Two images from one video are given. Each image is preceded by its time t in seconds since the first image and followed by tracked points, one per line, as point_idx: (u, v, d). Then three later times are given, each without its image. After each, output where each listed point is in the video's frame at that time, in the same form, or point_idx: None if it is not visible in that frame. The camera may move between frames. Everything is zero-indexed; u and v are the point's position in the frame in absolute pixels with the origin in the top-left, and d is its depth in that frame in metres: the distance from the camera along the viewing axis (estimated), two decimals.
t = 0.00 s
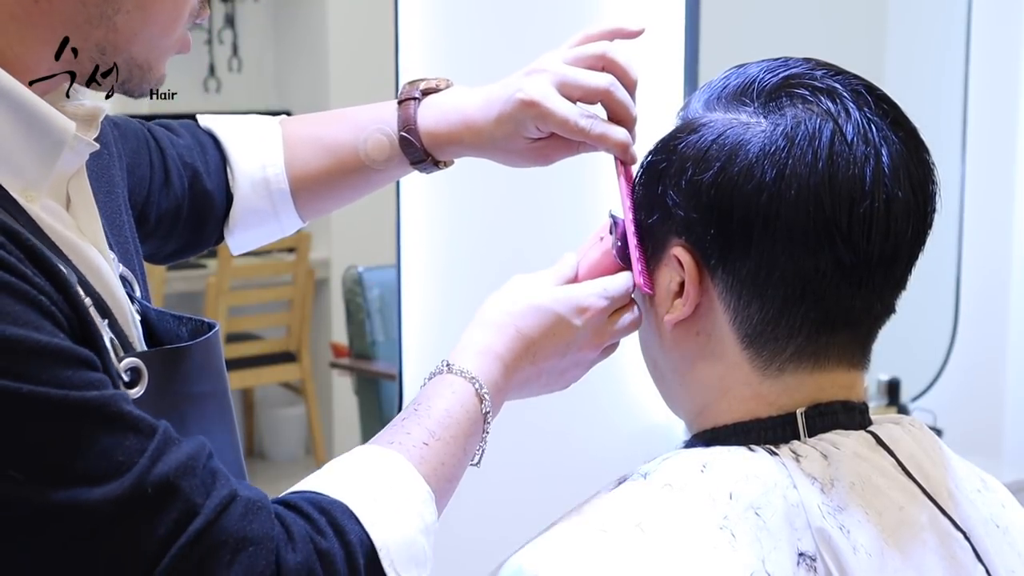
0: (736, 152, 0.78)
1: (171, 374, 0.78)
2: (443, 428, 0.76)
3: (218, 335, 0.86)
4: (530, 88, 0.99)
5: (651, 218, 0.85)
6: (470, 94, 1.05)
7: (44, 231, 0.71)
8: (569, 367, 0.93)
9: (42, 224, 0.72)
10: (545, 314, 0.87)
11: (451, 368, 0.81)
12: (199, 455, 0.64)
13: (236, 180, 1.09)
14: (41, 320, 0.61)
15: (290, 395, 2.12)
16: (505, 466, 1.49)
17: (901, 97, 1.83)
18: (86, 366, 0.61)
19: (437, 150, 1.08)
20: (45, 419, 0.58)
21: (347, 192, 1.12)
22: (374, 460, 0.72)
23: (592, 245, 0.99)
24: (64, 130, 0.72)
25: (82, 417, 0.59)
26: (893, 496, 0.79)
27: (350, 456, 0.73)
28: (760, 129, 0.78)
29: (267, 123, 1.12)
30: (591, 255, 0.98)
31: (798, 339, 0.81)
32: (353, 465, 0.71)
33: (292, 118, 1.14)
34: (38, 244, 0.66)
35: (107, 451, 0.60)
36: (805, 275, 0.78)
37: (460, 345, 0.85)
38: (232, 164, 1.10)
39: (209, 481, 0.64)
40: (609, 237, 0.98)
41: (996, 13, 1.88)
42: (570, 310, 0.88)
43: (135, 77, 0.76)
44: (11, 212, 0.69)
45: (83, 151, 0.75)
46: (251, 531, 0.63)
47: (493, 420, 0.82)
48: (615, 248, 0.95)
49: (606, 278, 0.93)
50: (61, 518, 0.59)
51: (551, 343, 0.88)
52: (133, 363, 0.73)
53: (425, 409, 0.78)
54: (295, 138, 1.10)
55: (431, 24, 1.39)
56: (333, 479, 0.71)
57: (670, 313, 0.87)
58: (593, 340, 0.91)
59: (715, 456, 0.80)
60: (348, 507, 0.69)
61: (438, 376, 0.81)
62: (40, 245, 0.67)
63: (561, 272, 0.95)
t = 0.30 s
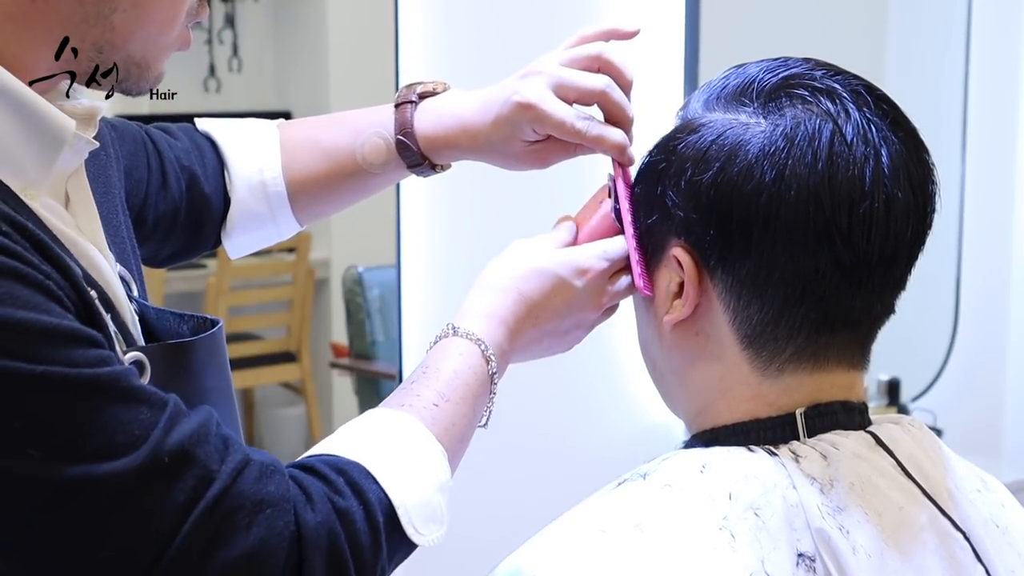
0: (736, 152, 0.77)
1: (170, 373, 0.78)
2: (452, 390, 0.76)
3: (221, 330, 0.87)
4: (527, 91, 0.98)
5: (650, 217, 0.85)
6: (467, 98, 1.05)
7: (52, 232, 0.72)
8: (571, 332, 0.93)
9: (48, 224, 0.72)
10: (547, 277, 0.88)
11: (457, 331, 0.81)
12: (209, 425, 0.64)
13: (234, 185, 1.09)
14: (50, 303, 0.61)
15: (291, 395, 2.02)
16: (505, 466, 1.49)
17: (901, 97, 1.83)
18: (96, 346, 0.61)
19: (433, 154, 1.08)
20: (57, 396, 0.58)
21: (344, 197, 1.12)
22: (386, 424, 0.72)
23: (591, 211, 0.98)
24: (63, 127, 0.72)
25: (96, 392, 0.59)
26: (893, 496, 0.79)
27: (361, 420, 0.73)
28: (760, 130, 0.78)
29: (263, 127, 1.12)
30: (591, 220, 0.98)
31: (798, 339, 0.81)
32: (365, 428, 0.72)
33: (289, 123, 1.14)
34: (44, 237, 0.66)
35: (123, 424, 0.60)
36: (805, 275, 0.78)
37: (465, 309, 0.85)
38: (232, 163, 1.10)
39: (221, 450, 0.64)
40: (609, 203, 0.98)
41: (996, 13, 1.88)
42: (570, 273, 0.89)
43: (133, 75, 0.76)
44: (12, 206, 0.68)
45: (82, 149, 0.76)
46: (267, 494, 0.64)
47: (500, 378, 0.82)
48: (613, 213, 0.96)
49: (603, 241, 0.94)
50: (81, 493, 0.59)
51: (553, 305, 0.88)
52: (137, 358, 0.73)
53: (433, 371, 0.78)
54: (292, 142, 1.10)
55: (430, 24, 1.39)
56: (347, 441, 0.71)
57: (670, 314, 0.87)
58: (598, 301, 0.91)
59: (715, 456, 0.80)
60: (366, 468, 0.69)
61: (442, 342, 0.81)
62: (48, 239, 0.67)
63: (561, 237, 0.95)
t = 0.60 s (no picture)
0: (735, 152, 0.77)
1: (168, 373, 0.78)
2: (441, 417, 0.74)
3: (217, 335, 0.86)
4: (498, 35, 0.99)
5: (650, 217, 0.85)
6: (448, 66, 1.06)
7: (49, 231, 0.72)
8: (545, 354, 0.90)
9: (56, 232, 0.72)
10: (517, 309, 0.85)
11: (443, 359, 0.78)
12: (206, 444, 0.63)
13: (234, 194, 1.09)
14: (48, 310, 0.61)
15: (290, 396, 2.06)
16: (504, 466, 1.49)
17: (901, 96, 1.83)
18: (94, 357, 0.61)
19: (422, 128, 1.08)
20: (53, 406, 0.58)
21: (338, 189, 1.12)
22: (376, 449, 0.70)
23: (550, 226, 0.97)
24: (65, 127, 0.72)
25: (90, 406, 0.59)
26: (893, 495, 0.79)
27: (348, 448, 0.71)
28: (760, 129, 0.78)
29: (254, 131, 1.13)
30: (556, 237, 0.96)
31: (798, 339, 0.81)
32: (354, 456, 0.70)
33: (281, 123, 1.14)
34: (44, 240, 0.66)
35: (116, 439, 0.59)
36: (804, 275, 0.78)
37: (450, 337, 0.82)
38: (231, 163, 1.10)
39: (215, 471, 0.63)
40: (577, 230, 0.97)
41: (997, 13, 1.88)
42: (541, 303, 0.86)
43: (133, 74, 0.76)
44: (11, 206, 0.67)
45: (82, 149, 0.76)
46: (258, 519, 0.63)
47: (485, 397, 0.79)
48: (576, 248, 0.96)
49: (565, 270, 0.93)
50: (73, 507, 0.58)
51: (526, 337, 0.85)
52: (133, 362, 0.73)
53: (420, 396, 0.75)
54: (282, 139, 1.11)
55: (430, 24, 1.39)
56: (335, 465, 0.70)
57: (669, 313, 0.87)
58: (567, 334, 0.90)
59: (715, 457, 0.80)
60: (357, 494, 0.68)
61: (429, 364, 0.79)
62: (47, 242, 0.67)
63: (527, 242, 0.93)
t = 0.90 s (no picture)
0: (736, 152, 0.77)
1: (166, 373, 0.78)
2: (409, 489, 0.75)
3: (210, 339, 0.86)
4: (524, 131, 1.02)
5: (650, 217, 0.85)
6: (463, 130, 1.09)
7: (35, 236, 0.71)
8: (523, 433, 0.91)
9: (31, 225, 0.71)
10: (496, 388, 0.86)
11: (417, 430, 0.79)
12: (172, 497, 0.64)
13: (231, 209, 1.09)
14: (22, 338, 0.61)
15: (290, 396, 2.13)
16: (504, 466, 1.49)
17: (900, 97, 1.83)
18: (65, 392, 0.61)
19: (426, 184, 1.10)
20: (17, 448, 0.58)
21: (335, 225, 1.14)
22: (340, 514, 0.71)
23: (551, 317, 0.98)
24: (56, 131, 0.73)
25: (54, 447, 0.59)
26: (893, 495, 0.79)
27: (318, 506, 0.72)
28: (760, 129, 0.78)
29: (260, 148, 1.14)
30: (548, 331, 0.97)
31: (798, 339, 0.81)
32: (321, 515, 0.71)
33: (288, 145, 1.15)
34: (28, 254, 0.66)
35: (76, 484, 0.59)
36: (804, 275, 0.78)
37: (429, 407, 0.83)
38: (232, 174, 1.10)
39: (177, 527, 0.63)
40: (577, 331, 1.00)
41: (997, 13, 1.88)
42: (519, 383, 0.88)
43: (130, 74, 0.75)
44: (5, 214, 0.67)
45: (76, 153, 0.76)
46: None
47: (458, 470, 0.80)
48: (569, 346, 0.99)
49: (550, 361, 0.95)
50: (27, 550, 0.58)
51: (503, 415, 0.87)
52: (119, 372, 0.73)
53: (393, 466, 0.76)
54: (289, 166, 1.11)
55: (430, 23, 1.39)
56: (300, 524, 0.70)
57: (670, 313, 0.87)
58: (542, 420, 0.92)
59: (715, 457, 0.80)
60: (314, 559, 0.68)
61: (400, 433, 0.80)
62: (30, 256, 0.67)
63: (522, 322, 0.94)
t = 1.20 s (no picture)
0: (735, 152, 0.77)
1: (166, 372, 0.78)
2: (431, 465, 0.75)
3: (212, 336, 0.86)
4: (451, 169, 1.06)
5: (649, 217, 0.85)
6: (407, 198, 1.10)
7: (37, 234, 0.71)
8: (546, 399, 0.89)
9: (37, 228, 0.72)
10: (525, 345, 0.86)
11: (440, 401, 0.79)
12: (185, 481, 0.64)
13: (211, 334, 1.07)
14: (28, 331, 0.61)
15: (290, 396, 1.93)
16: (504, 466, 1.49)
17: (900, 96, 1.83)
18: (73, 381, 0.62)
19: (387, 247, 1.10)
20: (27, 438, 0.59)
21: (300, 323, 1.10)
22: (361, 493, 0.71)
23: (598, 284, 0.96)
24: (58, 130, 0.73)
25: (65, 437, 0.60)
26: (893, 495, 0.79)
27: (337, 479, 0.73)
28: (759, 129, 0.78)
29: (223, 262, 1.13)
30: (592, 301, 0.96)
31: (797, 339, 0.81)
32: (341, 491, 0.71)
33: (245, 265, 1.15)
34: (33, 249, 0.67)
35: (89, 473, 0.60)
36: (804, 275, 0.78)
37: (452, 372, 0.83)
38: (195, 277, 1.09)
39: (192, 511, 0.64)
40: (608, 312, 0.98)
41: (996, 13, 1.88)
42: (545, 347, 0.88)
43: (128, 88, 0.75)
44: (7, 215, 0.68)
45: (74, 152, 0.77)
46: (229, 566, 0.63)
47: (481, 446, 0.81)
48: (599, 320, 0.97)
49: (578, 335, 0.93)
50: (42, 540, 0.59)
51: (530, 376, 0.86)
52: (124, 368, 0.72)
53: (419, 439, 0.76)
54: (244, 284, 1.10)
55: (430, 23, 1.39)
56: (316, 499, 0.71)
57: (669, 314, 0.87)
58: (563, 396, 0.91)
59: (714, 456, 0.80)
60: (334, 541, 0.69)
61: (425, 401, 0.80)
62: (36, 252, 0.67)
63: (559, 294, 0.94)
